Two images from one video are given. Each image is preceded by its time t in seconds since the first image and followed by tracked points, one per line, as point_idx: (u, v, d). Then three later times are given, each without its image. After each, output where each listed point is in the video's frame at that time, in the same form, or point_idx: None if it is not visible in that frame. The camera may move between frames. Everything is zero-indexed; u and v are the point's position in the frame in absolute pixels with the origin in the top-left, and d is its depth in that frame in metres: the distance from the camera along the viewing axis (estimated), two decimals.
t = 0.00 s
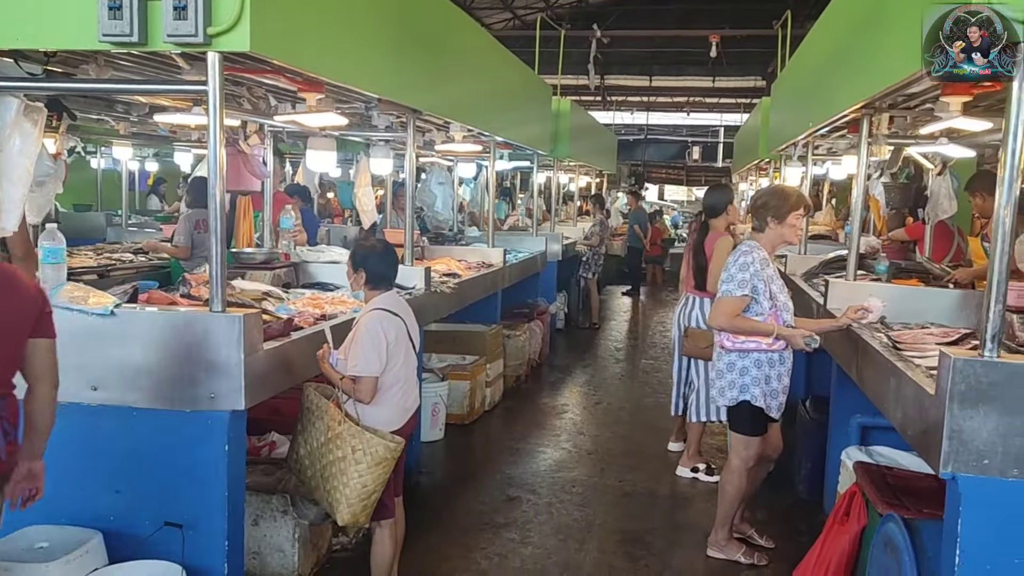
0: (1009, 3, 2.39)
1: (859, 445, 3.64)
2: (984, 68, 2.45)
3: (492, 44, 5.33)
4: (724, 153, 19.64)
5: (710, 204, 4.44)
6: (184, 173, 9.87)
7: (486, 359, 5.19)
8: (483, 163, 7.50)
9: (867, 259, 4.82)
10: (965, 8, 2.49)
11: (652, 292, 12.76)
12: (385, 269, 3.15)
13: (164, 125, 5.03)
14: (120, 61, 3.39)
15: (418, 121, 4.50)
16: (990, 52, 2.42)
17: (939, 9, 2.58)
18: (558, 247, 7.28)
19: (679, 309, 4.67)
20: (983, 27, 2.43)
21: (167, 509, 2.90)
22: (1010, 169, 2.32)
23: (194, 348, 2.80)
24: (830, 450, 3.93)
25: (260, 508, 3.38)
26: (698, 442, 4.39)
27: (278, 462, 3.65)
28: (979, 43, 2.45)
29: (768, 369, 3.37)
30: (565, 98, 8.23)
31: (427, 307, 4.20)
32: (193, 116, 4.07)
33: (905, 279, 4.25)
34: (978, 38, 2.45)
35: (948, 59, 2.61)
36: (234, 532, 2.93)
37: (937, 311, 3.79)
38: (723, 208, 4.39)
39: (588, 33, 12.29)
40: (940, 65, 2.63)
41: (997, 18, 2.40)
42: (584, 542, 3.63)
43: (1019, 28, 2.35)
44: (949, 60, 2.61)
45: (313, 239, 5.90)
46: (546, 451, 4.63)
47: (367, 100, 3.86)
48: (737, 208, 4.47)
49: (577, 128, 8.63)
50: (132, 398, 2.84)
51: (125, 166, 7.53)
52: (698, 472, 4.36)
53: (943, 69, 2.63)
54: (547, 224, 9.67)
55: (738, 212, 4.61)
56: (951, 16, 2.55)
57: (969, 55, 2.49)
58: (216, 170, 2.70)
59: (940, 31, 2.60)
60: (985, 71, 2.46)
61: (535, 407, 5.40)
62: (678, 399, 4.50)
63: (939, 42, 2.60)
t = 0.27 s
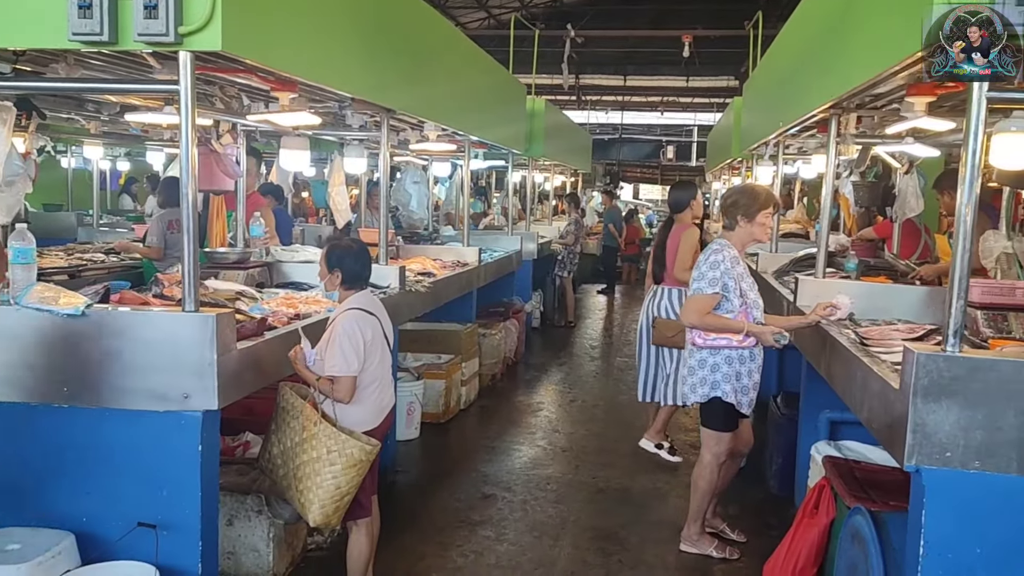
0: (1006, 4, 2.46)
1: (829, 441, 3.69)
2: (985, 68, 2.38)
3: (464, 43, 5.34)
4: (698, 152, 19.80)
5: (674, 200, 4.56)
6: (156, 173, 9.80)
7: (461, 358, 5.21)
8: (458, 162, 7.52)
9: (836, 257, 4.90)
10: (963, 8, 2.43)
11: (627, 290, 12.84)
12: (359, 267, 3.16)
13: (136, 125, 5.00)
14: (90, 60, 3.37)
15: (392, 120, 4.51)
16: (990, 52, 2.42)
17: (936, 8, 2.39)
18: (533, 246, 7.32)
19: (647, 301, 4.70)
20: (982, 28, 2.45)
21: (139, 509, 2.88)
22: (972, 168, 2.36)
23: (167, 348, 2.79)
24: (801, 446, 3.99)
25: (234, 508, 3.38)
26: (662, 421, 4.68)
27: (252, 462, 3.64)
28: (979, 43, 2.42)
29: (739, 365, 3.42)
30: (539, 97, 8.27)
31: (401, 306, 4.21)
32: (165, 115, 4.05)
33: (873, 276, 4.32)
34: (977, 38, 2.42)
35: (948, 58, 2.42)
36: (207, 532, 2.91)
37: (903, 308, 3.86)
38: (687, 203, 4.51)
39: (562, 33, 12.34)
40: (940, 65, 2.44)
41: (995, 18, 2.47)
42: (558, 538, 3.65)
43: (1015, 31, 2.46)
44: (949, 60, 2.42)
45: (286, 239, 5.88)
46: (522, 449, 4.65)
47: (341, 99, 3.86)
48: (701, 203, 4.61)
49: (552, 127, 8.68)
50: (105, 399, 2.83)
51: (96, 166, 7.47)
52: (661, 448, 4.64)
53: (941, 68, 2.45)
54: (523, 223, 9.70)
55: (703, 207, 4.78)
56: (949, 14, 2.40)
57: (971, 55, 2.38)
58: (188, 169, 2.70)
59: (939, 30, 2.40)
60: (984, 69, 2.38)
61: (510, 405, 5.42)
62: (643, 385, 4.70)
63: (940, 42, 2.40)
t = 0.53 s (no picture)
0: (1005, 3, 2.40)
1: (802, 436, 3.72)
2: (985, 68, 2.39)
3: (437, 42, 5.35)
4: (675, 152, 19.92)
5: (656, 199, 4.59)
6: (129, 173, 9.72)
7: (439, 357, 5.21)
8: (434, 162, 7.53)
9: (809, 255, 4.95)
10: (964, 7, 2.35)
11: (605, 290, 12.90)
12: (331, 265, 3.17)
13: (108, 124, 4.97)
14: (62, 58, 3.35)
15: (367, 120, 4.51)
16: (990, 51, 2.40)
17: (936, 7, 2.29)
18: (511, 246, 7.34)
19: (629, 298, 4.75)
20: (982, 28, 2.37)
21: (113, 510, 2.86)
22: (937, 167, 2.40)
23: (140, 347, 2.78)
24: (774, 442, 4.04)
25: (209, 509, 3.37)
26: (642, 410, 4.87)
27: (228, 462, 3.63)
28: (979, 43, 2.36)
29: (713, 363, 3.45)
30: (515, 97, 8.29)
31: (377, 305, 4.20)
32: (137, 114, 4.03)
33: (845, 274, 4.37)
34: (977, 38, 2.36)
35: (948, 58, 2.32)
36: (182, 532, 2.90)
37: (874, 305, 3.91)
38: (668, 202, 4.54)
39: (539, 34, 12.38)
40: (940, 66, 2.32)
41: (995, 18, 2.41)
42: (535, 536, 3.67)
43: (1014, 29, 2.41)
44: (949, 60, 2.32)
45: (261, 239, 5.86)
46: (499, 447, 4.66)
47: (315, 99, 3.85)
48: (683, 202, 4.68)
49: (528, 127, 8.70)
50: (78, 399, 2.81)
51: (68, 166, 7.40)
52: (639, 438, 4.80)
53: (940, 69, 2.33)
54: (500, 223, 9.72)
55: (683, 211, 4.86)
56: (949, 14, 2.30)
57: (972, 55, 2.33)
58: (161, 168, 2.69)
59: (939, 31, 2.30)
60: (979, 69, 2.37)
61: (488, 404, 5.44)
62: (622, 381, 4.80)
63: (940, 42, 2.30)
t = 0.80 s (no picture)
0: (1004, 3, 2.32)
1: (778, 435, 3.75)
2: (984, 69, 2.32)
3: (414, 43, 5.34)
4: (654, 153, 20.01)
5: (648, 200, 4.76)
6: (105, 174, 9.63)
7: (418, 358, 5.21)
8: (413, 163, 7.52)
9: (785, 256, 5.00)
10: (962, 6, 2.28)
11: (585, 290, 12.94)
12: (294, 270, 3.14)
13: (83, 124, 4.93)
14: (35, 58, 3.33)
15: (344, 120, 4.50)
16: (990, 51, 2.31)
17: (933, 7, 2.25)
18: (490, 246, 7.35)
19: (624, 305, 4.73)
20: (982, 27, 2.29)
21: (87, 513, 2.83)
22: (907, 167, 2.43)
23: (115, 349, 2.76)
24: (751, 441, 4.07)
25: (185, 511, 3.34)
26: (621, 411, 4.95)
27: (205, 464, 3.61)
28: (980, 42, 2.30)
29: (689, 362, 3.47)
30: (494, 98, 8.29)
31: (355, 306, 4.19)
32: (112, 114, 4.00)
33: (821, 274, 4.41)
34: (978, 38, 2.30)
35: (948, 58, 2.31)
36: (158, 534, 2.88)
37: (848, 304, 3.95)
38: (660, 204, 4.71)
39: (518, 35, 12.40)
40: (939, 66, 2.32)
41: (996, 18, 2.31)
42: (514, 536, 3.68)
43: (1015, 28, 2.32)
44: (948, 60, 2.31)
45: (239, 240, 5.84)
46: (478, 448, 4.67)
47: (292, 99, 3.84)
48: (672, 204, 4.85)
49: (507, 128, 8.72)
50: (52, 401, 2.79)
51: (43, 167, 7.33)
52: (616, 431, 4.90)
53: (940, 69, 2.33)
54: (480, 224, 9.73)
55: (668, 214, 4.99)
56: (948, 14, 2.26)
57: (972, 55, 2.29)
58: (135, 168, 2.67)
59: (939, 30, 2.27)
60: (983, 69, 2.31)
61: (467, 405, 5.44)
62: (614, 378, 4.84)
63: (941, 41, 2.28)
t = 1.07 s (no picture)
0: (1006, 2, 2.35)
1: (756, 435, 3.77)
2: (984, 69, 2.37)
3: (394, 44, 5.33)
4: (635, 154, 20.08)
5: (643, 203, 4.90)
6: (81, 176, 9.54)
7: (398, 360, 5.21)
8: (393, 164, 7.51)
9: (763, 256, 5.03)
10: (962, 6, 2.33)
11: (566, 291, 12.97)
12: (278, 270, 3.14)
13: (59, 125, 4.89)
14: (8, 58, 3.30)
15: (323, 121, 4.49)
16: (990, 52, 2.36)
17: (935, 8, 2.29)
18: (470, 248, 7.36)
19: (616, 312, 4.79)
20: (982, 27, 2.35)
21: (62, 517, 2.80)
22: (881, 169, 2.45)
23: (90, 352, 2.74)
24: (729, 441, 4.10)
25: (162, 514, 3.30)
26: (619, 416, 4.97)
27: (182, 467, 3.59)
28: (979, 43, 2.36)
29: (667, 362, 3.49)
30: (474, 100, 8.29)
31: (334, 308, 4.18)
32: (87, 115, 3.97)
33: (798, 274, 4.45)
34: (977, 38, 2.35)
35: (948, 58, 2.35)
36: (133, 539, 2.84)
37: (825, 304, 3.98)
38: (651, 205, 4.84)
39: (498, 37, 12.41)
40: (939, 66, 2.36)
41: (995, 18, 2.35)
42: (494, 537, 3.67)
43: (1016, 27, 2.36)
44: (949, 60, 2.35)
45: (217, 242, 5.81)
46: (458, 450, 4.67)
47: (270, 100, 3.83)
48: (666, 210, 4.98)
49: (488, 130, 8.72)
50: (26, 404, 2.76)
51: (17, 168, 7.26)
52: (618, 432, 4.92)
53: (940, 69, 2.37)
54: (460, 225, 9.73)
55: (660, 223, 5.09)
56: (949, 14, 2.31)
57: (971, 55, 2.35)
58: (109, 169, 2.65)
59: (939, 29, 2.30)
60: (983, 71, 2.38)
61: (447, 406, 5.44)
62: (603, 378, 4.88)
63: (941, 43, 2.31)
